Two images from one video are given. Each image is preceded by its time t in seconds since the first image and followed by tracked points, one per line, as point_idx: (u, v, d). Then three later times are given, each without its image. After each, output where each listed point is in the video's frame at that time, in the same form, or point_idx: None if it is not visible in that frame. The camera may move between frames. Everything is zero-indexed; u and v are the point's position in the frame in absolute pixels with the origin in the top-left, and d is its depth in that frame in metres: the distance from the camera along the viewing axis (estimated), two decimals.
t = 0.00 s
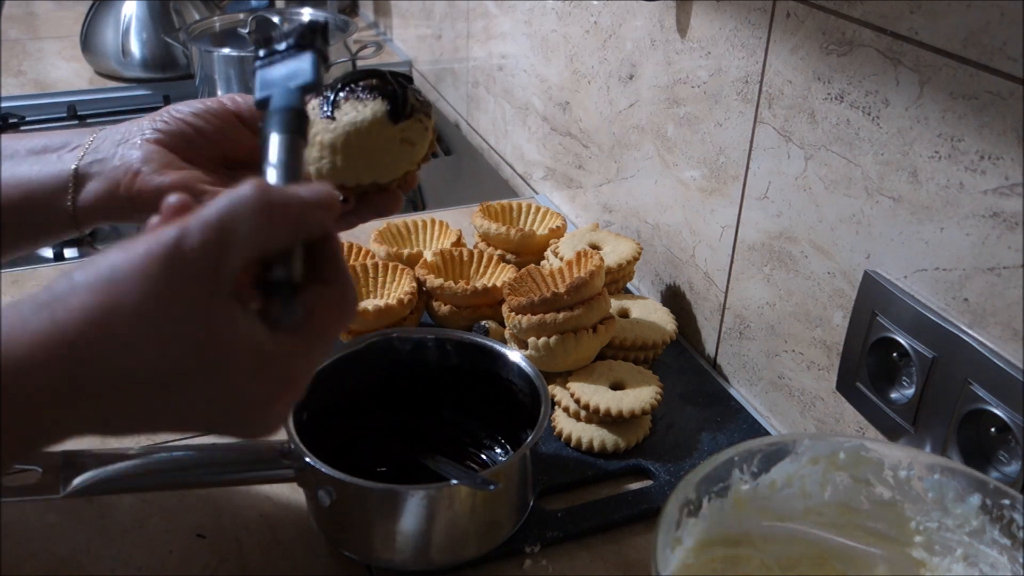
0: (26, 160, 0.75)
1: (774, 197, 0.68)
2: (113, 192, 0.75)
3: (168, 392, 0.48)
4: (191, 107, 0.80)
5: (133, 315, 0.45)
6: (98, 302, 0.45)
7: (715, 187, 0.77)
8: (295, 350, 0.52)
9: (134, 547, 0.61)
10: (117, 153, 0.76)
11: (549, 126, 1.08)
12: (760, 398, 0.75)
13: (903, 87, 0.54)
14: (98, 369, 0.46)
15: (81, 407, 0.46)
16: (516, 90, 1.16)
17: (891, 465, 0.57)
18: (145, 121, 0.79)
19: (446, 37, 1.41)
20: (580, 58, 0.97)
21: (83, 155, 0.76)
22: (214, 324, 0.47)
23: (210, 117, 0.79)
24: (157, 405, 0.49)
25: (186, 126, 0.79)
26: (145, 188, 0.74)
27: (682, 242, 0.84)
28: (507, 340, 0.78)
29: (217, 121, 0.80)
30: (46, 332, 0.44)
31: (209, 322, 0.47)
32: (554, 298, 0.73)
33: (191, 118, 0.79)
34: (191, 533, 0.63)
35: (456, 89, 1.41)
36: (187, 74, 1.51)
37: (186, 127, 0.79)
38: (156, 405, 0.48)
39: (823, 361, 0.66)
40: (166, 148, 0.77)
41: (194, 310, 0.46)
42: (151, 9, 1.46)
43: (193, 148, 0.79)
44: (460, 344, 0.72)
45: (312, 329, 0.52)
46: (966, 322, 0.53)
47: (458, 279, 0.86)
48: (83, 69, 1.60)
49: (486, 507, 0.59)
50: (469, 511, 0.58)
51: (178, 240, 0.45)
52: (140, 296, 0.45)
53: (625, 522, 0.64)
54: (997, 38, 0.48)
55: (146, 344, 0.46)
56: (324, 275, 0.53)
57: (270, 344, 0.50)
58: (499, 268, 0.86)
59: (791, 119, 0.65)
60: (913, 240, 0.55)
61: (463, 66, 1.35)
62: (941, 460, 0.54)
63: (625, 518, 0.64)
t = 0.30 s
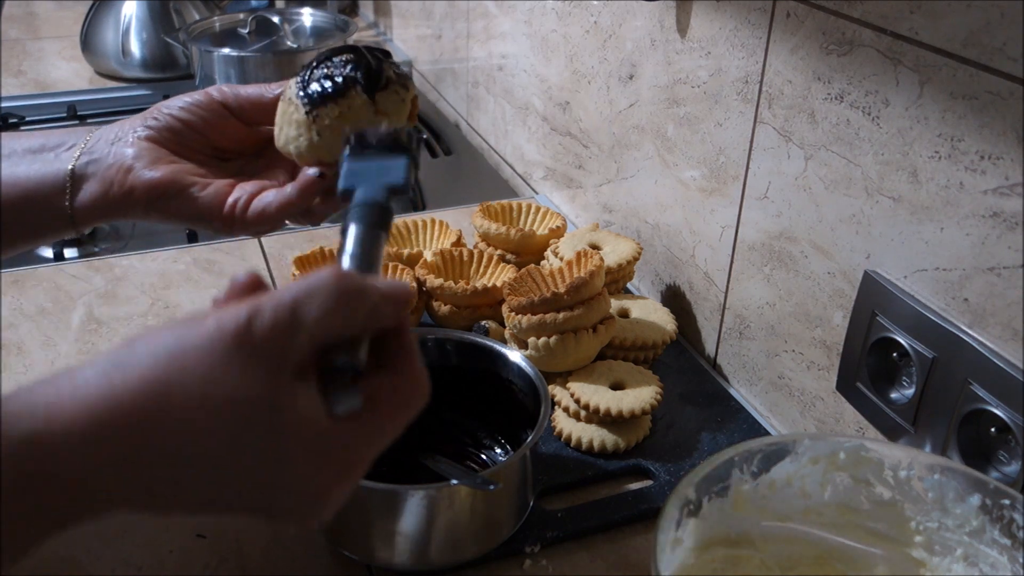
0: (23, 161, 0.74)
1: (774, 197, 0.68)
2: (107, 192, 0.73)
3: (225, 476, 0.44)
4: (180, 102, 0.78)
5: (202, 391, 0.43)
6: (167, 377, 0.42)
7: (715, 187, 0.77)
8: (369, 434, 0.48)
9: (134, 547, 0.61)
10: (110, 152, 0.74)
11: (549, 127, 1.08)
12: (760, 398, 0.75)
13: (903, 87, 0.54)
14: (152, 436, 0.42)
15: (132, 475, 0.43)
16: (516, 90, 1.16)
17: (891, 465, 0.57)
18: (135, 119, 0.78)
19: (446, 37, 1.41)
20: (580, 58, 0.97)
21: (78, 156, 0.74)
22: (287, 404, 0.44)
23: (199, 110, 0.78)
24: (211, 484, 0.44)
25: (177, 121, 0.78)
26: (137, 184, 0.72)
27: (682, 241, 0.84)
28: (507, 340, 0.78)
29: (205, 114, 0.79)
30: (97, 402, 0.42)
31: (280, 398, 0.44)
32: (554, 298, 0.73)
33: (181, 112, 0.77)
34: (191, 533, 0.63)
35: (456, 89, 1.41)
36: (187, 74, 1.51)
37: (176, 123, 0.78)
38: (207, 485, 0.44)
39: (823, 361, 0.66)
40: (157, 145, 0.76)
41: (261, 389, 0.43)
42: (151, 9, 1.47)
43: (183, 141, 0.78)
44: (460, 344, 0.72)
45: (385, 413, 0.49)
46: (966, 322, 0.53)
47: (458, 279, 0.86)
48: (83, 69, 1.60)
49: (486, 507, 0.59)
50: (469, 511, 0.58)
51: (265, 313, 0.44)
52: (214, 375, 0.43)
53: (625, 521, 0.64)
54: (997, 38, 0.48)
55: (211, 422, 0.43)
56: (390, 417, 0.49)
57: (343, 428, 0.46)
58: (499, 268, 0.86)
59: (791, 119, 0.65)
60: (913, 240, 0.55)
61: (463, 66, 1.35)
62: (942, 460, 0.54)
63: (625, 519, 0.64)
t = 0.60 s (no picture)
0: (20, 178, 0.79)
1: (774, 197, 0.68)
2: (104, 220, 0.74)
3: (180, 210, 0.46)
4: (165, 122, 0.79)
5: (145, 124, 0.45)
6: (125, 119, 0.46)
7: (715, 187, 0.77)
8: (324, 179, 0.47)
9: (134, 547, 0.61)
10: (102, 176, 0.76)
11: (549, 127, 1.08)
12: (760, 398, 0.75)
13: (903, 87, 0.54)
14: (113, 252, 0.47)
15: (91, 249, 0.46)
16: (516, 90, 1.16)
17: (891, 465, 0.57)
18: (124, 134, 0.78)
19: (446, 37, 1.41)
20: (580, 58, 0.97)
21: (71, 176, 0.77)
22: (223, 123, 0.45)
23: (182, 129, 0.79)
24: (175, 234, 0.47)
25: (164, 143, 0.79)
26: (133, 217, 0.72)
27: (682, 242, 0.84)
28: (507, 339, 0.78)
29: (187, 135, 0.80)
30: (47, 165, 0.46)
31: (216, 124, 0.45)
32: (554, 298, 0.73)
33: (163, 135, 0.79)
34: (191, 533, 0.63)
35: (456, 89, 1.41)
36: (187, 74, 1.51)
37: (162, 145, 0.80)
38: (162, 222, 0.46)
39: (823, 361, 0.66)
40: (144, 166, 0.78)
41: (203, 118, 0.45)
42: (151, 9, 1.48)
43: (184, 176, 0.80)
44: (461, 345, 0.72)
45: (345, 145, 0.47)
46: (967, 322, 0.53)
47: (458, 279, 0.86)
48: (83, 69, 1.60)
49: (486, 507, 0.59)
50: (469, 511, 0.58)
51: (203, 74, 0.49)
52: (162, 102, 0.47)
53: (625, 522, 0.64)
54: (997, 39, 0.48)
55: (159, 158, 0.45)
56: (352, 143, 0.47)
57: (288, 136, 0.46)
58: (499, 268, 0.86)
59: (791, 119, 0.65)
60: (913, 240, 0.55)
61: (463, 66, 1.35)
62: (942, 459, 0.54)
63: (625, 519, 0.64)
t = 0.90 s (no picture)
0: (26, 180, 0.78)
1: (774, 197, 0.68)
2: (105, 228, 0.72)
3: (185, 176, 0.45)
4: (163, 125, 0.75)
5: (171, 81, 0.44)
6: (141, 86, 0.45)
7: (715, 187, 0.76)
8: (348, 130, 0.45)
9: (134, 547, 0.61)
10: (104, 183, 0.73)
11: (549, 127, 1.08)
12: (760, 398, 0.75)
13: (903, 87, 0.54)
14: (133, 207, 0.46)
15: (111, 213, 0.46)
16: (516, 90, 1.16)
17: (891, 465, 0.57)
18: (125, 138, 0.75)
19: (446, 37, 1.41)
20: (580, 58, 0.97)
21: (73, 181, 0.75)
22: (229, 96, 0.44)
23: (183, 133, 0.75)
24: (196, 187, 0.46)
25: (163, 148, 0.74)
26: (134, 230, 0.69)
27: (682, 242, 0.84)
28: (507, 339, 0.78)
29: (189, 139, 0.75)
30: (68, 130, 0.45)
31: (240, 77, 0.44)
32: (554, 298, 0.73)
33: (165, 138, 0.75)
34: (191, 533, 0.63)
35: (456, 89, 1.41)
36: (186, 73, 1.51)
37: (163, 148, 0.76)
38: (183, 183, 0.45)
39: (823, 361, 0.66)
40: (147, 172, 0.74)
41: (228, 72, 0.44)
42: (151, 9, 1.49)
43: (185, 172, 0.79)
44: (460, 345, 0.72)
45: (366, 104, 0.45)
46: (966, 322, 0.53)
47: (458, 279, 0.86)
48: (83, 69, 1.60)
49: (486, 507, 0.59)
50: (469, 511, 0.58)
51: (223, 39, 0.46)
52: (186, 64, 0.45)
53: (625, 522, 0.64)
54: (997, 39, 0.48)
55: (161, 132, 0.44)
56: (373, 104, 0.45)
57: (307, 94, 0.44)
58: (499, 268, 0.86)
59: (791, 119, 0.65)
60: (913, 240, 0.55)
61: (463, 66, 1.35)
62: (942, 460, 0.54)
63: (625, 519, 0.64)
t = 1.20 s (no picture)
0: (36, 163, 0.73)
1: (774, 197, 0.68)
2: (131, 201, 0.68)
3: (150, 219, 0.45)
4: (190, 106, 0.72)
5: (112, 138, 0.43)
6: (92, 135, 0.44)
7: (715, 187, 0.76)
8: (308, 167, 0.47)
9: (134, 547, 0.61)
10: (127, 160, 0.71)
11: (549, 127, 1.08)
12: (760, 398, 0.75)
13: (903, 87, 0.54)
14: (99, 269, 0.45)
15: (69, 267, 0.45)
16: (516, 90, 1.16)
17: (891, 465, 0.57)
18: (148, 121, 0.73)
19: (446, 37, 1.41)
20: (580, 58, 0.97)
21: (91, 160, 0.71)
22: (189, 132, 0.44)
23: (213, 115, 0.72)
24: (167, 244, 0.46)
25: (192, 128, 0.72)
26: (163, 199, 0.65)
27: (682, 242, 0.84)
28: (507, 339, 0.78)
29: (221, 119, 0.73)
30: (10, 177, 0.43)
31: (192, 129, 0.44)
32: (554, 298, 0.73)
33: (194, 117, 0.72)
34: (191, 533, 0.63)
35: (456, 89, 1.41)
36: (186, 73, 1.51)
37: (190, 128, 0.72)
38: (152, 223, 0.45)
39: (823, 361, 0.66)
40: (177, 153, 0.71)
41: (182, 128, 0.44)
42: (151, 9, 1.48)
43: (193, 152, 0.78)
44: (459, 344, 0.72)
45: (322, 127, 0.47)
46: (967, 321, 0.53)
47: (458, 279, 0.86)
48: (83, 69, 1.60)
49: (487, 507, 0.59)
50: (470, 511, 0.58)
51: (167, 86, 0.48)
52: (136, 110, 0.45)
53: (625, 521, 0.64)
54: (997, 38, 0.48)
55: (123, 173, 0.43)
56: (323, 126, 0.47)
57: (262, 131, 0.45)
58: (499, 268, 0.86)
59: (791, 119, 0.65)
60: (913, 241, 0.55)
61: (463, 66, 1.35)
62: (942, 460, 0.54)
63: (625, 519, 0.64)
